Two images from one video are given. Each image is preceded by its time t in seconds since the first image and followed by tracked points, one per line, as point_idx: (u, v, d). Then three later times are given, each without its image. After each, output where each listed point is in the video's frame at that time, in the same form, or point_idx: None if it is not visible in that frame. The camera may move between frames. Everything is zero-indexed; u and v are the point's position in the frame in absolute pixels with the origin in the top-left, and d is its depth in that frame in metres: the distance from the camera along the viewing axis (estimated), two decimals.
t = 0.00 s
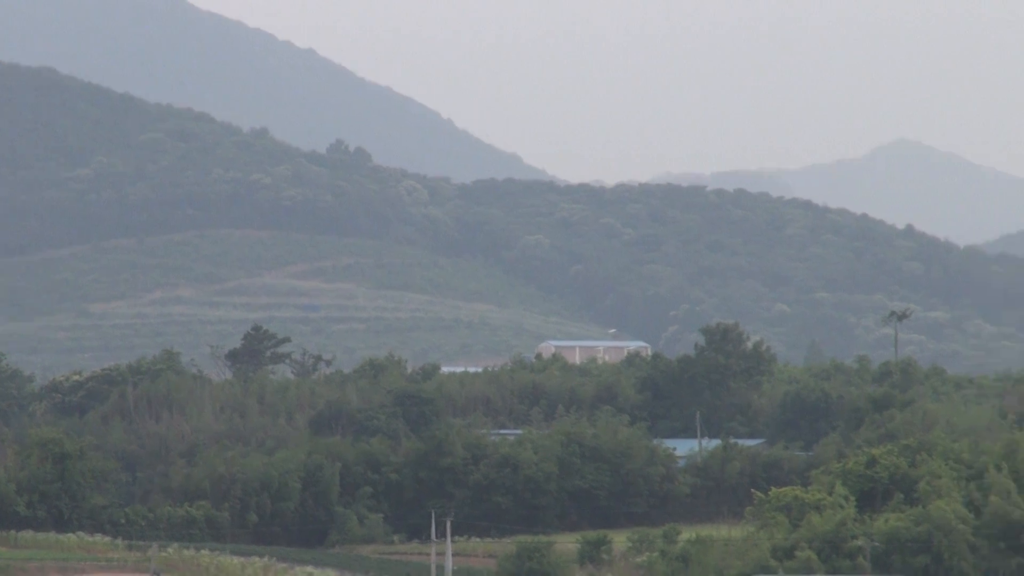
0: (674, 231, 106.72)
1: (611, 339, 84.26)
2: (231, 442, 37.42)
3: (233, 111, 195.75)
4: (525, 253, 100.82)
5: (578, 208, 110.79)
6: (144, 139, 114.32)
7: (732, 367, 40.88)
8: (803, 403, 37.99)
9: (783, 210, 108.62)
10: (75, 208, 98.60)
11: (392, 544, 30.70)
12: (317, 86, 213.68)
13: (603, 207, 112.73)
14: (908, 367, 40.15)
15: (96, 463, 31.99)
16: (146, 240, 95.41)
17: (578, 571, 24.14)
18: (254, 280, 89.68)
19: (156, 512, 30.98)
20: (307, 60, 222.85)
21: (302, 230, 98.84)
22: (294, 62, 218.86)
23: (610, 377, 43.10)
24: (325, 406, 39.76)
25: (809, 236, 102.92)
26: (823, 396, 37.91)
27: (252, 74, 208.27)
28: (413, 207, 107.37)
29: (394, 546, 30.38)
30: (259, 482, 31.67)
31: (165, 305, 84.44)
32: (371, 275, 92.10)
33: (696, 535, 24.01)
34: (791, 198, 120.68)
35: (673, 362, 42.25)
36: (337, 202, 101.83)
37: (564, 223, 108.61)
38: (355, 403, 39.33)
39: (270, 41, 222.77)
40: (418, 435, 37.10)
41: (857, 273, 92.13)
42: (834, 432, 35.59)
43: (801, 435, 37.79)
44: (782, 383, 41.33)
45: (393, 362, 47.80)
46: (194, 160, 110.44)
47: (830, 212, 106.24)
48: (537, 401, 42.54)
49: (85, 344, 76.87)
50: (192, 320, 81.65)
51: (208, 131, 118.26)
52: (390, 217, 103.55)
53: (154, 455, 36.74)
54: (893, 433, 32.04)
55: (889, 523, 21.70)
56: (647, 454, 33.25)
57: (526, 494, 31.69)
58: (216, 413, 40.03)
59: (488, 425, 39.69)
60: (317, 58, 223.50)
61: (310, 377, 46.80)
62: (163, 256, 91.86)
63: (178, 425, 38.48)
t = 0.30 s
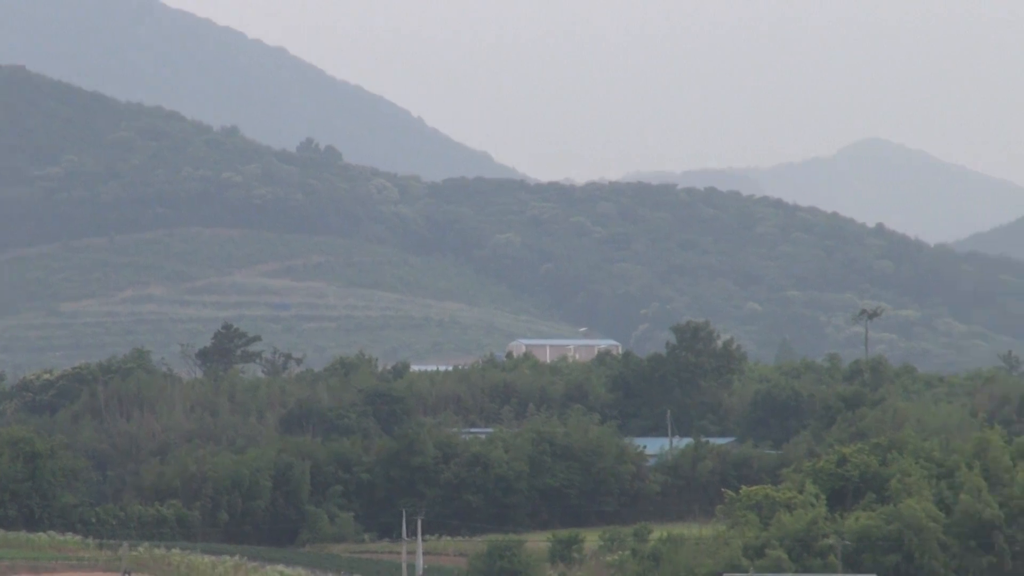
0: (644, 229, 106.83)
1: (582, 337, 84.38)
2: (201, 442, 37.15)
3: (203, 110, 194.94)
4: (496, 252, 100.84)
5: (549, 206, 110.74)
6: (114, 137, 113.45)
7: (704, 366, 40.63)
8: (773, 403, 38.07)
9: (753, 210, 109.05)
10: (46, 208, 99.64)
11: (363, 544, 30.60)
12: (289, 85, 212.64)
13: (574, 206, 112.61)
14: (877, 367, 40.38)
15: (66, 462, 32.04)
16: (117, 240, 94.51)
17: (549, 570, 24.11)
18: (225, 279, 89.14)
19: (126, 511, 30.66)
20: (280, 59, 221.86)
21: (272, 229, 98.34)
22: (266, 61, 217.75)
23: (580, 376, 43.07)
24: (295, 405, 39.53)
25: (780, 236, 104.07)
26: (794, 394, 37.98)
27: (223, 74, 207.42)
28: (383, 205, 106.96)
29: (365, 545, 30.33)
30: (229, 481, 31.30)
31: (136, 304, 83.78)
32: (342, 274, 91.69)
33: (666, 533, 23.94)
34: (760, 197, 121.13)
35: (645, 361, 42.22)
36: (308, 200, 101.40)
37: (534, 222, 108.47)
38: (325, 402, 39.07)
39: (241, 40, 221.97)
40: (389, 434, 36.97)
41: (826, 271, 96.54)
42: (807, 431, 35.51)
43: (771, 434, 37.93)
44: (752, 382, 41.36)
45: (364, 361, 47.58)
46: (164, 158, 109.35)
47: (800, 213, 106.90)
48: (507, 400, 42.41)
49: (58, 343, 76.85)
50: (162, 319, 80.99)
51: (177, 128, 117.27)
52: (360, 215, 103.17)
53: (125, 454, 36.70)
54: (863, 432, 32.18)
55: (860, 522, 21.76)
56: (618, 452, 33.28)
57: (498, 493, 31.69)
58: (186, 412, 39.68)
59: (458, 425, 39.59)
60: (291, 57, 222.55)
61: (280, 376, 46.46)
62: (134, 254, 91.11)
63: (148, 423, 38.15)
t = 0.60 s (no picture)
0: (623, 230, 106.94)
1: (561, 338, 84.41)
2: (179, 443, 36.97)
3: (184, 111, 194.47)
4: (474, 253, 100.79)
5: (527, 207, 110.73)
6: (92, 137, 112.73)
7: (682, 368, 40.73)
8: (752, 404, 38.13)
9: (731, 211, 109.37)
10: (24, 211, 99.35)
11: (341, 545, 30.47)
12: (268, 86, 212.19)
13: (553, 207, 112.57)
14: (856, 368, 40.53)
15: (45, 463, 31.86)
16: (96, 242, 93.78)
17: (528, 572, 24.06)
18: (202, 280, 88.62)
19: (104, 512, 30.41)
20: (260, 61, 221.41)
21: (251, 230, 98.00)
22: (245, 62, 217.26)
23: (558, 377, 43.03)
24: (273, 406, 39.36)
25: (758, 237, 104.25)
26: (772, 395, 38.05)
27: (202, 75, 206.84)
28: (362, 205, 106.71)
29: (343, 546, 30.19)
30: (208, 482, 31.24)
31: (114, 304, 83.28)
32: (320, 275, 91.32)
33: (645, 535, 23.93)
34: (738, 198, 121.57)
35: (623, 362, 42.19)
36: (287, 202, 101.13)
37: (512, 223, 108.39)
38: (304, 403, 38.86)
39: (222, 42, 221.77)
40: (368, 436, 36.83)
41: (805, 273, 97.46)
42: (786, 431, 35.56)
43: (749, 435, 38.00)
44: (731, 383, 41.40)
45: (343, 361, 47.44)
46: (143, 159, 108.97)
47: (777, 215, 107.41)
48: (486, 401, 42.31)
49: (37, 345, 76.42)
50: (141, 320, 80.65)
51: (156, 129, 116.65)
52: (339, 216, 102.90)
53: (103, 455, 36.33)
54: (843, 432, 32.21)
55: (839, 523, 21.79)
56: (598, 452, 33.22)
57: (476, 495, 31.54)
58: (165, 413, 39.48)
59: (437, 426, 39.50)
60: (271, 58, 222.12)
61: (258, 377, 46.24)
62: (112, 257, 90.53)
63: (127, 424, 37.94)
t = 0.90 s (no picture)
0: (602, 238, 107.07)
1: (541, 345, 84.38)
2: (158, 449, 36.75)
3: (161, 116, 193.67)
4: (453, 260, 100.69)
5: (506, 215, 110.74)
6: (70, 144, 112.09)
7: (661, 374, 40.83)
8: (731, 410, 38.18)
9: (709, 218, 109.73)
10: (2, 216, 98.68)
11: (320, 551, 30.34)
12: (247, 93, 211.71)
13: (532, 213, 112.59)
14: (834, 374, 40.67)
15: (23, 470, 31.64)
16: (74, 249, 93.26)
17: None
18: (180, 287, 87.94)
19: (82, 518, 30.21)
20: (240, 68, 221.13)
21: (230, 236, 97.63)
22: (226, 69, 216.85)
23: (537, 383, 42.98)
24: (252, 413, 39.17)
25: (736, 243, 104.57)
26: (751, 402, 38.13)
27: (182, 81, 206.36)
28: (341, 212, 106.45)
29: (323, 553, 30.06)
30: (187, 488, 31.11)
31: (93, 311, 82.73)
32: (299, 281, 90.97)
33: (624, 541, 23.88)
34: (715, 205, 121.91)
35: (602, 369, 42.21)
36: (266, 208, 100.83)
37: (492, 229, 108.31)
38: (283, 409, 38.68)
39: (199, 48, 221.11)
40: (347, 442, 36.70)
41: (783, 278, 97.78)
42: (765, 438, 35.61)
43: (728, 441, 38.04)
44: (710, 390, 41.45)
45: (321, 368, 47.26)
46: (121, 165, 108.47)
47: (756, 223, 107.82)
48: (465, 407, 42.20)
49: (15, 351, 75.88)
50: (120, 326, 80.21)
51: (134, 135, 116.09)
52: (318, 222, 102.59)
53: (82, 461, 36.11)
54: (822, 439, 32.30)
55: (818, 530, 21.80)
56: (576, 459, 33.19)
57: (455, 501, 31.45)
58: (144, 420, 39.24)
59: (416, 433, 39.39)
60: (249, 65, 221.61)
61: (237, 384, 45.99)
62: (91, 264, 90.05)
63: (106, 431, 37.72)
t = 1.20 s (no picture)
0: (580, 246, 107.19)
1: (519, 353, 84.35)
2: (136, 457, 36.53)
3: (136, 123, 193.00)
4: (431, 267, 100.56)
5: (484, 223, 110.73)
6: (46, 152, 111.43)
7: (639, 382, 40.91)
8: (708, 419, 38.19)
9: (686, 227, 110.06)
10: None
11: (297, 560, 30.19)
12: (223, 99, 211.28)
13: (510, 221, 112.59)
14: (811, 383, 40.81)
15: None
16: (51, 257, 92.70)
17: None
18: (157, 295, 87.35)
19: (58, 528, 29.96)
20: (218, 74, 220.76)
21: (208, 244, 97.20)
22: (204, 75, 216.28)
23: (515, 391, 42.89)
24: (229, 421, 38.98)
25: (713, 252, 104.89)
26: (729, 410, 38.18)
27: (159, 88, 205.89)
28: (318, 219, 106.15)
29: (300, 561, 29.90)
30: (164, 497, 30.91)
31: (69, 319, 82.20)
32: (277, 289, 90.64)
33: (601, 549, 23.85)
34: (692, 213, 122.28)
35: (579, 376, 42.22)
36: (244, 217, 100.48)
37: (469, 237, 108.19)
38: (260, 417, 38.49)
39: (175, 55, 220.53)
40: (324, 450, 36.54)
41: (760, 285, 98.03)
42: (742, 446, 35.62)
43: (706, 448, 38.04)
44: (687, 398, 41.50)
45: (298, 376, 47.08)
46: (98, 173, 107.89)
47: (732, 232, 108.19)
48: (442, 415, 42.08)
49: None
50: (97, 334, 79.72)
51: (110, 143, 115.48)
52: (296, 229, 102.26)
53: (59, 470, 35.88)
54: (799, 446, 32.35)
55: (795, 538, 21.79)
56: (554, 467, 33.12)
57: (432, 509, 31.32)
58: (121, 428, 39.00)
59: (393, 441, 39.28)
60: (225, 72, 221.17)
61: (214, 392, 45.73)
62: (67, 272, 89.47)
63: (84, 439, 37.50)
